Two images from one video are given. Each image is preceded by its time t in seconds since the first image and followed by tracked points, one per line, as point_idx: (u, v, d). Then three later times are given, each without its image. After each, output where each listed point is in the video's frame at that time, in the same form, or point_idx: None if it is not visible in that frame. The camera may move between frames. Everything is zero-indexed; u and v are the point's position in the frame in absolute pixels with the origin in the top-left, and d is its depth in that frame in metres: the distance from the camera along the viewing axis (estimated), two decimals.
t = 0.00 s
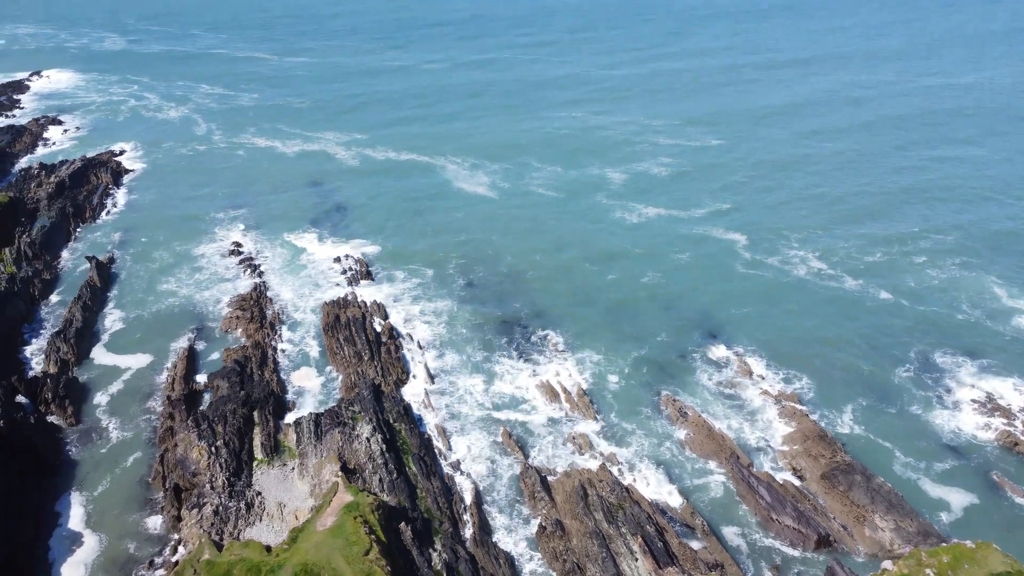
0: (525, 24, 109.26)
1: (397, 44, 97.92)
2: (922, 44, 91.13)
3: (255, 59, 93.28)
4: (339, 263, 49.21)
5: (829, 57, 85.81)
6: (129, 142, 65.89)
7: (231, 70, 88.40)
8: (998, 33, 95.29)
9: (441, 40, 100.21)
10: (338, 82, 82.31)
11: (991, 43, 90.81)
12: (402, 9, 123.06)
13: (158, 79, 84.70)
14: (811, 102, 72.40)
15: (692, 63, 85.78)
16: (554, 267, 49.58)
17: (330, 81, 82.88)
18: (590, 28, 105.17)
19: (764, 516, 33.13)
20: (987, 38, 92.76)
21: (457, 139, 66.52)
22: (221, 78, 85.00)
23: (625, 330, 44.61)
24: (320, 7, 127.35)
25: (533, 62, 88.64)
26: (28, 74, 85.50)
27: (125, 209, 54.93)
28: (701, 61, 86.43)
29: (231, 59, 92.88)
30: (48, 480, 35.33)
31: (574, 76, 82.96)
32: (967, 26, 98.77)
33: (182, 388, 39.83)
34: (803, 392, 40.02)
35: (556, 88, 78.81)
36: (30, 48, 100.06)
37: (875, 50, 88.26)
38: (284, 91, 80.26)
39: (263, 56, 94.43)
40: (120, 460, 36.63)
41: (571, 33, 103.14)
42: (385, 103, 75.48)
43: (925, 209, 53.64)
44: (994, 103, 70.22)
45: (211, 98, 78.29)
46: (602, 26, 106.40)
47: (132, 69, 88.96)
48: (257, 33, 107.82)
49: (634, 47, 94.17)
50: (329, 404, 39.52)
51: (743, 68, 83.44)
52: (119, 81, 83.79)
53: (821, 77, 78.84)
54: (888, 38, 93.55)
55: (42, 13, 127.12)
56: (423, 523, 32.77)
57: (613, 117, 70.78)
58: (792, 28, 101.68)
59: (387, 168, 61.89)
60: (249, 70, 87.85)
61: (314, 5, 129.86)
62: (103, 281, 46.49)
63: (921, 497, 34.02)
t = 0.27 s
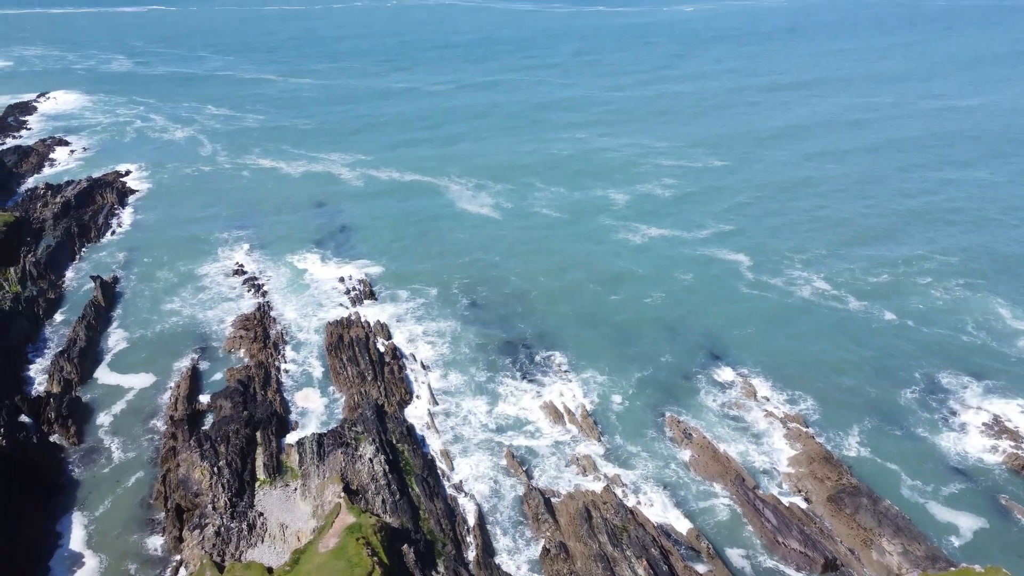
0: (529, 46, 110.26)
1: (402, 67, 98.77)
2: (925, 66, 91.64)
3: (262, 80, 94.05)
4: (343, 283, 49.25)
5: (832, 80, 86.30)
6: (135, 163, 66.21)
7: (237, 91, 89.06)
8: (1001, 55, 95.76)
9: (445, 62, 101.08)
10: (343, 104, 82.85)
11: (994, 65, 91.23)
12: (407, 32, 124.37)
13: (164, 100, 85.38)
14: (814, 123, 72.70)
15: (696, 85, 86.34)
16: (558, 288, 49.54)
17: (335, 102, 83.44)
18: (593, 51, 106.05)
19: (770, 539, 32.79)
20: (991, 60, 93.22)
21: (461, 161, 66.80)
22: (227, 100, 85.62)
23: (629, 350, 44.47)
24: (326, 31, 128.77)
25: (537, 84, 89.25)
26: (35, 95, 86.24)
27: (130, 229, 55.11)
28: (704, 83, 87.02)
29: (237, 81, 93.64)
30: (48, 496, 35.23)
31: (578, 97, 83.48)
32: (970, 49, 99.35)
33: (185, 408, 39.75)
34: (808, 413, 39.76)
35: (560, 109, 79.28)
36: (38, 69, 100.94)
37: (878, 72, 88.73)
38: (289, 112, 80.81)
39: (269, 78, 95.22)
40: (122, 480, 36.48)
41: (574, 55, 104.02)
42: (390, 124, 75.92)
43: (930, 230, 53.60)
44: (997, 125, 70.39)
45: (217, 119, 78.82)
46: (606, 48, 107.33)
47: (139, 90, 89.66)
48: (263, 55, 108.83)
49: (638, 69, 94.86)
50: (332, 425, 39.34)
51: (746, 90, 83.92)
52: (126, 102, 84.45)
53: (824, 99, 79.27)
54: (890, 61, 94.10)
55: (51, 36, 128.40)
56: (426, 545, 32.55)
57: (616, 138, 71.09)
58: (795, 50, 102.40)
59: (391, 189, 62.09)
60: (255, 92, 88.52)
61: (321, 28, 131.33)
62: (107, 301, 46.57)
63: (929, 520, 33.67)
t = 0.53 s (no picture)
0: (552, 65, 110.81)
1: (427, 85, 99.65)
2: (954, 87, 90.69)
3: (289, 97, 95.38)
4: (366, 298, 49.53)
5: (859, 100, 85.68)
6: (164, 178, 67.19)
7: (265, 108, 90.33)
8: None
9: (470, 80, 101.84)
10: (368, 121, 83.62)
11: None
12: (432, 51, 125.62)
13: (194, 117, 86.85)
14: (841, 143, 72.12)
15: (720, 105, 86.20)
16: (581, 306, 49.38)
17: (360, 120, 84.24)
18: (617, 70, 106.35)
19: (795, 564, 32.18)
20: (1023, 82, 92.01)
21: (485, 178, 67.03)
22: (254, 116, 86.83)
23: (652, 370, 44.13)
24: (352, 49, 130.47)
25: (561, 103, 89.53)
26: (69, 110, 88.19)
27: (158, 243, 55.88)
28: (728, 103, 86.86)
29: (265, 98, 94.99)
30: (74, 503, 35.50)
31: (601, 116, 83.63)
32: (1001, 70, 98.18)
33: (208, 420, 40.00)
34: (834, 436, 39.08)
35: (583, 128, 79.47)
36: (71, 85, 103.25)
37: (906, 93, 87.91)
38: (316, 129, 81.75)
39: (296, 95, 96.51)
40: (145, 491, 36.73)
41: (597, 74, 104.36)
42: (414, 141, 76.48)
43: (960, 253, 52.74)
44: None
45: (245, 136, 79.92)
46: (630, 68, 107.64)
47: (169, 106, 91.29)
48: (290, 73, 110.44)
49: (662, 89, 94.90)
50: (353, 440, 39.32)
51: (771, 110, 83.63)
52: (157, 118, 86.02)
53: (851, 119, 78.68)
54: (918, 82, 93.18)
55: (85, 54, 131.40)
56: (446, 563, 32.32)
57: (640, 157, 71.03)
58: (820, 70, 101.87)
59: (415, 206, 62.42)
60: (282, 109, 89.70)
61: (347, 47, 133.14)
62: (134, 313, 47.17)
63: (959, 548, 32.88)
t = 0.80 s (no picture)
0: (585, 82, 111.13)
1: (460, 101, 100.50)
2: (999, 107, 88.87)
3: (326, 112, 96.96)
4: (400, 311, 49.88)
5: (899, 119, 84.38)
6: (205, 189, 68.52)
7: (302, 122, 91.84)
8: None
9: (503, 96, 102.47)
10: (404, 136, 84.49)
11: None
12: (466, 68, 126.89)
13: (234, 129, 88.68)
14: (880, 163, 71.08)
15: (756, 122, 85.63)
16: (614, 322, 49.13)
17: (396, 134, 85.15)
18: (651, 87, 106.29)
19: None
20: None
21: (518, 193, 67.26)
22: (292, 130, 88.30)
23: (684, 388, 43.68)
24: (387, 66, 132.35)
25: (594, 119, 89.59)
26: (115, 122, 90.66)
27: (198, 253, 56.92)
28: (764, 120, 86.24)
29: (303, 112, 96.60)
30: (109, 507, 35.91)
31: (634, 132, 83.51)
32: None
33: (242, 429, 40.39)
34: (871, 459, 38.19)
35: (617, 144, 79.43)
36: (117, 98, 106.33)
37: (949, 112, 86.40)
38: (352, 142, 82.85)
39: (333, 109, 98.01)
40: (179, 497, 36.98)
41: (630, 91, 104.36)
42: (449, 155, 77.05)
43: (1006, 277, 51.40)
44: None
45: (283, 148, 81.26)
46: (664, 85, 107.51)
47: (210, 119, 93.40)
48: (327, 88, 112.29)
49: (695, 106, 94.55)
50: (384, 452, 39.32)
51: (808, 128, 82.81)
52: (199, 130, 87.98)
53: (891, 139, 77.57)
54: (961, 101, 91.50)
55: (131, 69, 135.57)
56: None
57: (675, 174, 70.73)
58: (859, 89, 100.63)
59: (449, 220, 62.79)
60: (319, 123, 91.11)
61: (382, 63, 135.09)
62: (173, 321, 48.01)
63: None
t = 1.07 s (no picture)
0: (615, 96, 111.31)
1: (490, 114, 101.23)
2: None
3: (359, 123, 98.29)
4: (428, 320, 50.17)
5: (936, 135, 83.26)
6: (239, 198, 69.75)
7: (335, 132, 93.22)
8: None
9: (533, 110, 102.99)
10: (434, 147, 85.21)
11: None
12: (496, 82, 127.91)
13: (268, 140, 90.28)
14: (916, 179, 70.13)
15: (788, 137, 85.14)
16: (643, 335, 48.92)
17: (427, 145, 85.96)
18: (682, 101, 106.33)
19: None
20: None
21: (548, 205, 67.45)
22: (325, 140, 89.62)
23: (713, 403, 43.25)
24: (418, 80, 133.92)
25: (624, 132, 89.61)
26: (154, 131, 92.99)
27: (232, 261, 57.84)
28: (796, 135, 85.72)
29: (336, 123, 97.97)
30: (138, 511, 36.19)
31: (664, 146, 83.44)
32: None
33: (271, 435, 40.69)
34: (906, 479, 37.23)
35: (647, 157, 79.43)
36: (156, 109, 109.09)
37: (988, 129, 85.00)
38: (384, 153, 83.81)
39: (365, 121, 99.32)
40: (207, 503, 37.25)
41: (660, 105, 104.30)
42: (479, 167, 77.61)
43: None
44: None
45: (316, 158, 82.46)
46: (695, 99, 107.50)
47: (246, 130, 95.28)
48: (359, 100, 113.93)
49: (726, 120, 94.15)
50: (411, 462, 39.28)
51: (841, 142, 82.08)
52: (235, 140, 89.74)
53: (928, 155, 76.58)
54: (1000, 118, 89.91)
55: (172, 81, 139.30)
56: None
57: (706, 188, 70.54)
58: (894, 104, 99.52)
59: (479, 230, 63.13)
60: (351, 134, 92.33)
61: (413, 77, 136.78)
62: (205, 328, 48.71)
63: None
